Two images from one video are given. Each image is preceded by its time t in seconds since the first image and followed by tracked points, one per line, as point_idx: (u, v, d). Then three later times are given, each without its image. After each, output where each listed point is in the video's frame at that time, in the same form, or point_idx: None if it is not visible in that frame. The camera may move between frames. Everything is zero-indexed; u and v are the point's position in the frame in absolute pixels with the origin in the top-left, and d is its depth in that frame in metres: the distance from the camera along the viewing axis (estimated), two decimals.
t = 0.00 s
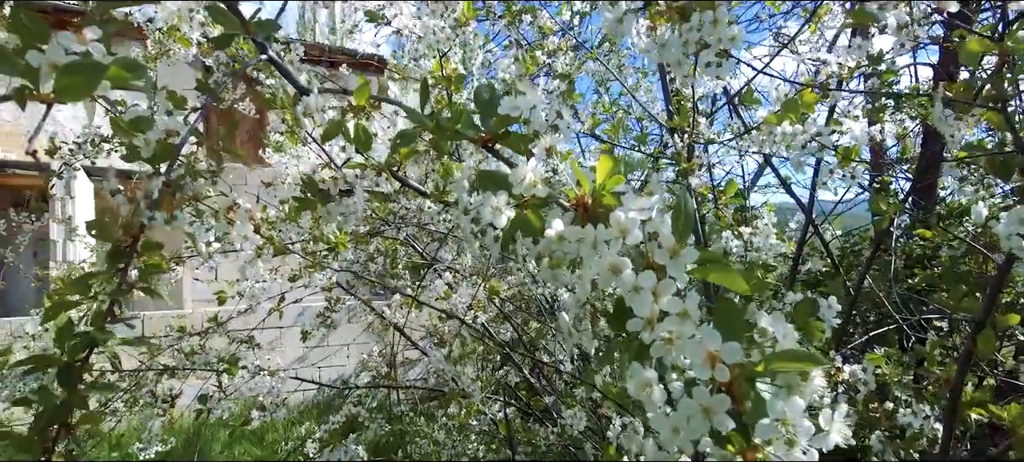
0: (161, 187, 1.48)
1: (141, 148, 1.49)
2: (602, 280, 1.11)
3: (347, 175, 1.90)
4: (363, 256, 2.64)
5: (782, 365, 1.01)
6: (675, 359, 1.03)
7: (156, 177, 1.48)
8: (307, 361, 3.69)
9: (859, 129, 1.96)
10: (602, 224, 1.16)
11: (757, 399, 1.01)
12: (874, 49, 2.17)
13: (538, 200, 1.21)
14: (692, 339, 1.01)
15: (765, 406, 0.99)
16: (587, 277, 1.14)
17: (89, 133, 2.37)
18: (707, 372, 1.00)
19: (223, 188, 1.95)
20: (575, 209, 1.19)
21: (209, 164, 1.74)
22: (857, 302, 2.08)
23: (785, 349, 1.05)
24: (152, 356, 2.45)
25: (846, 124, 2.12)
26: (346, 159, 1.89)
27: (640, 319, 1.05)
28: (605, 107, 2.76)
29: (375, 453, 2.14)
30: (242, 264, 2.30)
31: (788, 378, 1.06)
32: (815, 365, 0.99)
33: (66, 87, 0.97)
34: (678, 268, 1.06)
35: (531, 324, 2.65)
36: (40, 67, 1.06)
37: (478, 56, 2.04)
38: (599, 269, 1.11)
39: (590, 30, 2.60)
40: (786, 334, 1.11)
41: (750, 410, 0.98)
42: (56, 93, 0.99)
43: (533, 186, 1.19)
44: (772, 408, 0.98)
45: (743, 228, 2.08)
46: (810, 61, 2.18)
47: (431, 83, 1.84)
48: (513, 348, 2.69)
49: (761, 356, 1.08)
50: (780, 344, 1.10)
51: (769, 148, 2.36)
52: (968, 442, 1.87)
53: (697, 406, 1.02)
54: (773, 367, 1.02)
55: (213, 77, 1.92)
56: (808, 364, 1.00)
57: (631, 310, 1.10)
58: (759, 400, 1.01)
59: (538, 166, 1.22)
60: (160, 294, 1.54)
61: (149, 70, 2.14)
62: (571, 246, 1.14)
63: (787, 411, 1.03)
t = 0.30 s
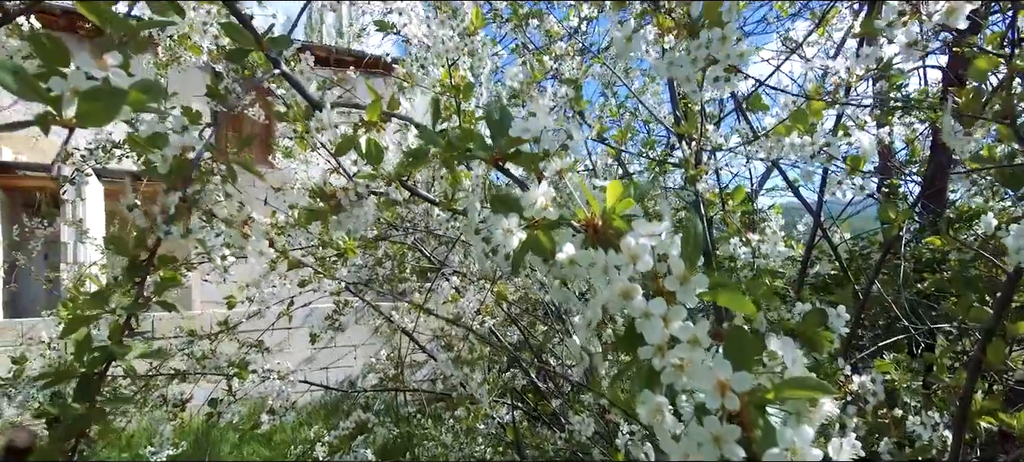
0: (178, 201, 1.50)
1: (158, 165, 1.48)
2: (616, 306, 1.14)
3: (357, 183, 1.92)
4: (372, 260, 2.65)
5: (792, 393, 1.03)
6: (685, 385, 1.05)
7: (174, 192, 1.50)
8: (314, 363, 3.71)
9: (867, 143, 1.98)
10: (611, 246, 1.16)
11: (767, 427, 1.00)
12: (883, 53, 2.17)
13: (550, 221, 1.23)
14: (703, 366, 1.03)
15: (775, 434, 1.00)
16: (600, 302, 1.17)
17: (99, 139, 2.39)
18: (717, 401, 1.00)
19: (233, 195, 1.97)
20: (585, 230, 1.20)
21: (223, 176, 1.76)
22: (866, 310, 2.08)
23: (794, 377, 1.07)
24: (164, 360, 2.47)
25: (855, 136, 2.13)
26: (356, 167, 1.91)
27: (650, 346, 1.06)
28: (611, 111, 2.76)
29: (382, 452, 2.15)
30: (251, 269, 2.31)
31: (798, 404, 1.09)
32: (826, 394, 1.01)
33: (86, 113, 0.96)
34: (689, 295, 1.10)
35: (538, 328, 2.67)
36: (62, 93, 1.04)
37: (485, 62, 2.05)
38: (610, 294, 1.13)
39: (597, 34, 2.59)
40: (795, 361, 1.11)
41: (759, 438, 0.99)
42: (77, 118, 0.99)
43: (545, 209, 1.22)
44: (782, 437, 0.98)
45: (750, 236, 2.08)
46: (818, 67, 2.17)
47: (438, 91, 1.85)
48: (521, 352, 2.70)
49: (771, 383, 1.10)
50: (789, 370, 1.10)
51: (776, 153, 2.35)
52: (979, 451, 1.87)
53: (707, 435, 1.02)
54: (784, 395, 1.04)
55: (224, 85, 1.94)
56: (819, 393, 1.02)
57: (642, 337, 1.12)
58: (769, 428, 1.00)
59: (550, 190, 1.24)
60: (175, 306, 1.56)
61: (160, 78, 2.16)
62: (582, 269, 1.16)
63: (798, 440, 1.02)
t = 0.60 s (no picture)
0: (197, 212, 1.52)
1: (177, 177, 1.44)
2: (629, 322, 1.17)
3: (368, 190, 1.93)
4: (382, 263, 2.67)
5: (808, 409, 1.02)
6: (701, 400, 1.06)
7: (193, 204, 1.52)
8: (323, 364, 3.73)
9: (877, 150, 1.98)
10: (627, 259, 1.17)
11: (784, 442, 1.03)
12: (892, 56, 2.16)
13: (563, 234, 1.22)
14: (719, 381, 1.05)
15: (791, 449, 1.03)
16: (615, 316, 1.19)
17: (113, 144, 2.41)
18: (734, 417, 1.03)
19: (247, 203, 1.99)
20: (600, 244, 1.21)
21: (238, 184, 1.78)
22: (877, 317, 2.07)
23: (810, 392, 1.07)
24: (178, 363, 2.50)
25: (865, 141, 2.12)
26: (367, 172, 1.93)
27: (667, 362, 1.08)
28: (619, 113, 2.77)
29: (393, 452, 2.16)
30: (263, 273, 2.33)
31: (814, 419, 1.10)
32: (840, 408, 1.00)
33: (111, 132, 0.98)
34: (704, 311, 1.12)
35: (547, 331, 2.67)
36: (88, 113, 1.09)
37: (495, 67, 2.05)
38: (625, 308, 1.15)
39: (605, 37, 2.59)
40: (811, 375, 1.13)
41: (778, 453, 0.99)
42: (104, 139, 1.00)
43: (559, 222, 1.21)
44: (800, 452, 1.02)
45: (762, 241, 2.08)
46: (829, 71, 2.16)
47: (449, 96, 1.86)
48: (530, 355, 2.71)
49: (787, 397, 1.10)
50: (806, 385, 1.10)
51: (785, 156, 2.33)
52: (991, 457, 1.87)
53: (725, 450, 1.05)
54: (799, 409, 1.04)
55: (236, 92, 1.96)
56: (834, 407, 1.01)
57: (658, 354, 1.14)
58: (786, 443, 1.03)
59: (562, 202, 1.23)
60: (194, 316, 1.59)
61: (173, 84, 2.18)
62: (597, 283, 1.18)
63: (815, 455, 1.03)
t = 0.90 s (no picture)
0: (217, 222, 1.56)
1: (197, 188, 1.47)
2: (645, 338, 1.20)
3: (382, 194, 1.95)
4: (394, 266, 2.69)
5: (825, 426, 1.03)
6: (718, 416, 1.08)
7: (213, 213, 1.56)
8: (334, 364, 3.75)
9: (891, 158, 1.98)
10: (641, 274, 1.21)
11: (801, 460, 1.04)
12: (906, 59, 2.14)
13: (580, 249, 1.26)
14: (735, 397, 1.06)
15: None
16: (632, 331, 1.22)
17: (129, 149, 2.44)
18: (751, 434, 1.04)
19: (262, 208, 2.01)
20: (614, 257, 1.24)
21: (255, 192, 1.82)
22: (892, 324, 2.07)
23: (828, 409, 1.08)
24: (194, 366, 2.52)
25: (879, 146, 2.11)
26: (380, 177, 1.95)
27: (683, 378, 1.10)
28: (630, 116, 2.77)
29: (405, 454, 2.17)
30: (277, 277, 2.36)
31: (830, 435, 1.10)
32: (858, 426, 1.01)
33: (135, 149, 1.05)
34: (720, 326, 1.12)
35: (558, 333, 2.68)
36: (114, 130, 1.15)
37: (507, 72, 2.06)
38: (641, 324, 1.17)
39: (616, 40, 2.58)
40: (828, 392, 1.15)
41: None
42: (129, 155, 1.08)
43: (575, 236, 1.24)
44: None
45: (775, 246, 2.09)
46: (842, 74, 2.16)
47: (461, 102, 1.88)
48: (540, 356, 2.72)
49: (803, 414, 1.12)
50: (822, 402, 1.13)
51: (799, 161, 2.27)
52: None
53: None
54: (816, 426, 1.05)
55: (251, 98, 1.98)
56: (851, 424, 1.02)
57: (674, 369, 1.17)
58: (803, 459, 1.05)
59: (579, 217, 1.27)
60: (213, 321, 1.61)
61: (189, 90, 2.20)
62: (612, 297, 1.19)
63: None
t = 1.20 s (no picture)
0: (234, 230, 1.58)
1: (215, 198, 1.45)
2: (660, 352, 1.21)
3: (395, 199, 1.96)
4: (405, 269, 2.70)
5: (842, 443, 1.05)
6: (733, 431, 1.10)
7: (229, 222, 1.58)
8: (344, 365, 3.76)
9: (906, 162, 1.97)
10: (655, 286, 1.21)
11: None
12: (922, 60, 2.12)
13: (595, 262, 1.26)
14: (751, 413, 1.09)
15: None
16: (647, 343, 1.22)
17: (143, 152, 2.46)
18: (767, 450, 1.06)
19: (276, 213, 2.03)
20: (628, 268, 1.24)
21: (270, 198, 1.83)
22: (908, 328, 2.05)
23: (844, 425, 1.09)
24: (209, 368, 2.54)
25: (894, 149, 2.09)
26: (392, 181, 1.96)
27: (699, 394, 1.11)
28: (641, 118, 2.75)
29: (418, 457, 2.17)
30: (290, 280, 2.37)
31: (846, 451, 1.10)
32: (875, 443, 1.02)
33: (157, 164, 1.06)
34: (735, 340, 1.13)
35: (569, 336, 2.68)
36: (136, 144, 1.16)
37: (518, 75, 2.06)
38: (656, 338, 1.19)
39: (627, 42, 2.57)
40: (844, 408, 1.18)
41: None
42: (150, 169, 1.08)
43: (589, 248, 1.25)
44: None
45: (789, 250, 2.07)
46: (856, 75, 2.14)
47: (473, 106, 1.88)
48: (551, 359, 2.72)
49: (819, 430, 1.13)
50: (838, 417, 1.16)
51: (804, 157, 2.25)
52: None
53: None
54: (831, 444, 1.07)
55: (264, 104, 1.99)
56: (868, 441, 1.03)
57: (688, 383, 1.16)
58: None
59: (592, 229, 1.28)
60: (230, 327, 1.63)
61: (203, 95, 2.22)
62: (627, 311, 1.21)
63: None
